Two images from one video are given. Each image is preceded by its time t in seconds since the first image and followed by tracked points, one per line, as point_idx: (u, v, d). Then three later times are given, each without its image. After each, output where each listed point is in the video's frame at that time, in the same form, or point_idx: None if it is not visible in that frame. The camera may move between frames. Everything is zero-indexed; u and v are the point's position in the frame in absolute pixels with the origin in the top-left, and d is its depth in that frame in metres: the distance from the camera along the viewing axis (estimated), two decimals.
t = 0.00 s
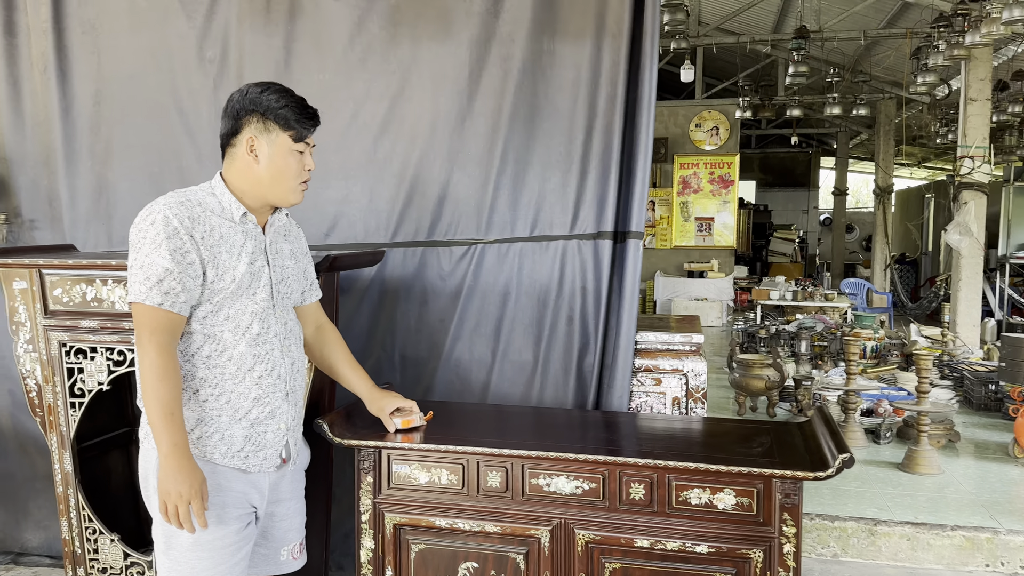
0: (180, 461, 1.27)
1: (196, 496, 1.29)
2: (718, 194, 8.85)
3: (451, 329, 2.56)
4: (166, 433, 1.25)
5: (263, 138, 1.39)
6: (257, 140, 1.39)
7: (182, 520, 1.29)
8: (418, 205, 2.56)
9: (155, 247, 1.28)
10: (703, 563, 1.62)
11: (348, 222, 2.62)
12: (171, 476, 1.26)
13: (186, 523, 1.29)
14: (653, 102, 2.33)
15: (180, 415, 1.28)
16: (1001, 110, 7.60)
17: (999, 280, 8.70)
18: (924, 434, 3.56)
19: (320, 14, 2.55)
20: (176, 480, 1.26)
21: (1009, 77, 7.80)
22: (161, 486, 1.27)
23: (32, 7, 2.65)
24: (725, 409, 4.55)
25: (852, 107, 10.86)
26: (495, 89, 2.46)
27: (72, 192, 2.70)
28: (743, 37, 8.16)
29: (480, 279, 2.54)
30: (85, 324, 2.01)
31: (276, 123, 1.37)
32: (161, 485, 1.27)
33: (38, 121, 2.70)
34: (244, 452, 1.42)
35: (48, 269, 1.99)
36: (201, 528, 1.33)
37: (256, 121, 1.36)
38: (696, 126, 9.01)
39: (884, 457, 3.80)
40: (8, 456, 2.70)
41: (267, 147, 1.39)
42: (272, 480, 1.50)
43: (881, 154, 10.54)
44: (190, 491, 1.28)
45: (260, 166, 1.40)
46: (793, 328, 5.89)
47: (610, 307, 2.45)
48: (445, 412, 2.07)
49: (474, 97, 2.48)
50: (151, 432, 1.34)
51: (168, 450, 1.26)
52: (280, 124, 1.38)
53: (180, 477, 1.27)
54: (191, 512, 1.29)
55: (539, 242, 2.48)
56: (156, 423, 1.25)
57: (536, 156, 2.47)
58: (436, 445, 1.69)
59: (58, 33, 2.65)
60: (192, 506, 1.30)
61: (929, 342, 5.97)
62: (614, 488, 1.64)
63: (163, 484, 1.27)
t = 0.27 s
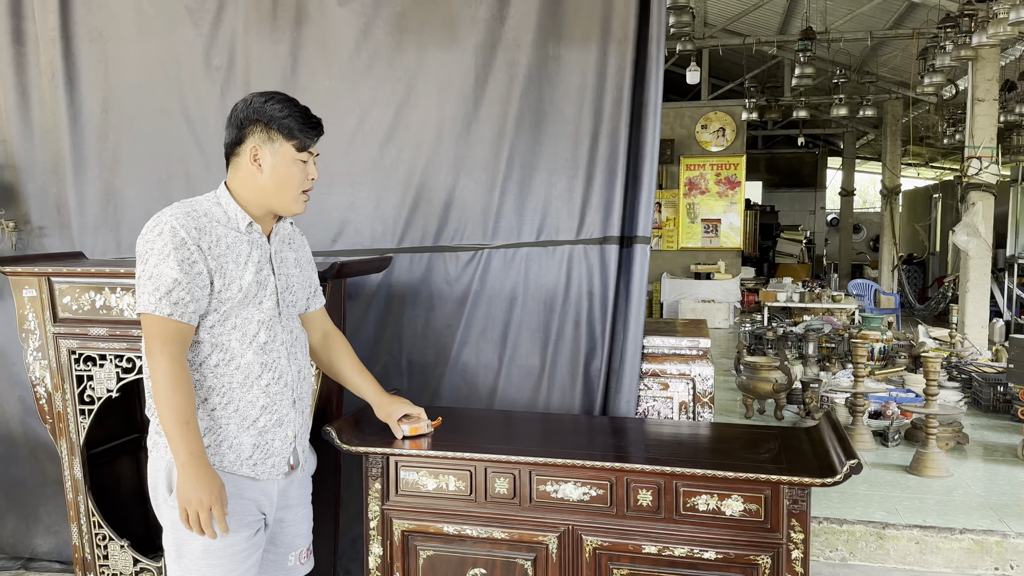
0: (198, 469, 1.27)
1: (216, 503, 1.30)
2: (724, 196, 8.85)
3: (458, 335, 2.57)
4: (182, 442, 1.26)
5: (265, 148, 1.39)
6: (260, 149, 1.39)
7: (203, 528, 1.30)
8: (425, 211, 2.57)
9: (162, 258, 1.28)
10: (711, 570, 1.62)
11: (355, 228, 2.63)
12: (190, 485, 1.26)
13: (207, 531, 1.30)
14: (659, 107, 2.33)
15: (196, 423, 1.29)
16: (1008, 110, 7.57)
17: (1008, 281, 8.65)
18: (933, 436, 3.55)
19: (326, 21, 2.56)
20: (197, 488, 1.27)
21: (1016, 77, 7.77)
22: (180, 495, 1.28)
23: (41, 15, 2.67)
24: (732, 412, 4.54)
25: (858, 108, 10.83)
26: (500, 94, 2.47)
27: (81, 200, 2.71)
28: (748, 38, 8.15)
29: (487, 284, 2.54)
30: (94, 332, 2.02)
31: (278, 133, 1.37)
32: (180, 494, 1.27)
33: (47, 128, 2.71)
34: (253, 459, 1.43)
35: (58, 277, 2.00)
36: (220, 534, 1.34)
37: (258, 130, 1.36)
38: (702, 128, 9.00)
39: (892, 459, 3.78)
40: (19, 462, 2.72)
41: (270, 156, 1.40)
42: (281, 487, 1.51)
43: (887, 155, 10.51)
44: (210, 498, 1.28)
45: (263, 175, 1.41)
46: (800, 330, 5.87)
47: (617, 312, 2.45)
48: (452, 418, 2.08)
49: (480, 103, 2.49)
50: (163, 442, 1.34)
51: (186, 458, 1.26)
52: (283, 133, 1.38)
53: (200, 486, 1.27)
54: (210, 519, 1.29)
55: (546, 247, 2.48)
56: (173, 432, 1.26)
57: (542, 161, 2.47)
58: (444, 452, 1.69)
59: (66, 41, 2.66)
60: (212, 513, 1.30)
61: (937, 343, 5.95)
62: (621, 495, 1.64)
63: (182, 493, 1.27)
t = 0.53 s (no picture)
0: (201, 472, 1.27)
1: (219, 506, 1.30)
2: (729, 195, 8.89)
3: (462, 337, 2.58)
4: (185, 445, 1.26)
5: (264, 153, 1.39)
6: (259, 154, 1.40)
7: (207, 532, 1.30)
8: (428, 213, 2.57)
9: (164, 263, 1.29)
10: (715, 572, 1.62)
11: (359, 230, 2.63)
12: (193, 488, 1.27)
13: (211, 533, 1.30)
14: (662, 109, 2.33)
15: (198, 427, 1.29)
16: (1013, 107, 7.54)
17: (1014, 279, 8.62)
18: (938, 436, 3.54)
19: (329, 24, 2.56)
20: (200, 492, 1.27)
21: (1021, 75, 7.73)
22: (184, 498, 1.28)
23: (45, 21, 2.68)
24: (737, 412, 4.53)
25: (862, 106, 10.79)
26: (503, 96, 2.47)
27: (86, 204, 2.73)
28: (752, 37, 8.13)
29: (491, 286, 2.55)
30: (99, 336, 2.03)
31: (277, 138, 1.38)
32: (184, 497, 1.28)
33: (52, 133, 2.72)
34: (253, 464, 1.43)
35: (63, 281, 2.01)
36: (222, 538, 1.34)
37: (257, 135, 1.36)
38: (706, 126, 8.95)
39: (897, 459, 3.78)
40: (26, 465, 2.74)
41: (269, 162, 1.40)
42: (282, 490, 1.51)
43: (892, 153, 10.48)
44: (214, 501, 1.29)
45: (263, 180, 1.41)
46: (805, 329, 5.86)
47: (621, 313, 2.45)
48: (456, 420, 2.08)
49: (483, 105, 2.49)
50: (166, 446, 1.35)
51: (189, 461, 1.27)
52: (281, 138, 1.38)
53: (203, 489, 1.27)
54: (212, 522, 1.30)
55: (549, 249, 2.49)
56: (176, 435, 1.26)
57: (545, 163, 2.47)
58: (448, 455, 1.70)
59: (70, 46, 2.67)
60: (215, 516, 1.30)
61: (942, 342, 5.93)
62: (625, 497, 1.65)
63: (185, 496, 1.27)
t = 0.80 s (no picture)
0: (191, 474, 1.28)
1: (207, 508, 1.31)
2: (733, 194, 8.87)
3: (466, 337, 2.58)
4: (177, 445, 1.28)
5: (260, 154, 1.41)
6: (256, 156, 1.41)
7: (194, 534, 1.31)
8: (432, 214, 2.58)
9: (162, 264, 1.31)
10: (718, 572, 1.63)
11: (363, 232, 2.64)
12: (182, 489, 1.28)
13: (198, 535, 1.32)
14: (664, 109, 2.34)
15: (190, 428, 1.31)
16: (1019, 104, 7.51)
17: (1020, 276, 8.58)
18: (942, 434, 3.53)
19: (332, 26, 2.57)
20: (186, 493, 1.28)
21: None
22: (173, 499, 1.29)
23: (50, 24, 2.69)
24: (742, 411, 4.53)
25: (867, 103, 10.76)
26: (506, 97, 2.48)
27: (92, 207, 2.74)
28: (755, 35, 8.11)
29: (494, 287, 2.55)
30: (105, 338, 2.04)
31: (271, 137, 1.39)
32: (173, 498, 1.29)
33: (58, 136, 2.74)
34: (243, 467, 1.44)
35: (69, 284, 2.03)
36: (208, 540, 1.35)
37: (252, 135, 1.38)
38: (711, 125, 8.92)
39: (902, 458, 3.77)
40: (33, 466, 2.76)
41: (265, 162, 1.41)
42: (275, 493, 1.52)
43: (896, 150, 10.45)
44: (201, 502, 1.30)
45: (261, 182, 1.42)
46: (810, 328, 5.85)
47: (624, 314, 2.45)
48: (460, 421, 2.09)
49: (486, 106, 2.50)
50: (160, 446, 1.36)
51: (179, 462, 1.28)
52: (275, 138, 1.39)
53: (191, 490, 1.28)
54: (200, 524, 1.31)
55: (552, 249, 2.49)
56: (167, 436, 1.28)
57: (548, 163, 2.48)
58: (452, 456, 1.71)
59: (75, 49, 2.69)
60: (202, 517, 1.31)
61: (947, 340, 5.92)
62: (628, 497, 1.65)
63: (173, 497, 1.29)
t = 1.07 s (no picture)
0: (181, 473, 1.28)
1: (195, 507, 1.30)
2: (738, 190, 8.86)
3: (471, 335, 2.60)
4: (168, 444, 1.27)
5: (236, 150, 1.41)
6: (234, 154, 1.41)
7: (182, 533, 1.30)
8: (437, 213, 2.59)
9: (157, 262, 1.29)
10: (723, 568, 1.63)
11: (368, 231, 2.65)
12: (171, 488, 1.27)
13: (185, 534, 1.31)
14: (669, 106, 2.34)
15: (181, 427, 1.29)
16: None
17: None
18: (949, 431, 3.53)
19: (337, 27, 2.58)
20: (173, 492, 1.27)
21: None
22: (162, 498, 1.29)
23: (57, 26, 2.71)
24: (747, 408, 4.53)
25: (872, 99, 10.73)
26: (510, 96, 2.49)
27: (100, 207, 2.76)
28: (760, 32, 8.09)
29: (499, 285, 2.56)
30: (113, 338, 2.06)
31: (240, 130, 1.38)
32: (162, 497, 1.28)
33: (66, 137, 2.76)
34: (233, 469, 1.42)
35: (78, 284, 2.05)
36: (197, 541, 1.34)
37: (225, 130, 1.38)
38: (715, 122, 8.95)
39: (908, 454, 3.77)
40: (43, 465, 2.78)
41: (241, 158, 1.41)
42: (268, 494, 1.49)
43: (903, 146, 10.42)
44: (190, 501, 1.29)
45: (241, 179, 1.42)
46: (816, 325, 5.84)
47: (629, 312, 2.46)
48: (465, 419, 2.10)
49: (490, 105, 2.51)
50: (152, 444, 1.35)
51: (168, 463, 1.27)
52: (247, 130, 1.38)
53: (180, 490, 1.28)
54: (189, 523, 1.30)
55: (557, 247, 2.50)
56: (158, 435, 1.27)
57: (553, 162, 2.48)
58: (458, 453, 1.72)
59: (82, 51, 2.70)
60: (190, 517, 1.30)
61: (954, 337, 5.90)
62: (633, 494, 1.66)
63: (163, 495, 1.28)
